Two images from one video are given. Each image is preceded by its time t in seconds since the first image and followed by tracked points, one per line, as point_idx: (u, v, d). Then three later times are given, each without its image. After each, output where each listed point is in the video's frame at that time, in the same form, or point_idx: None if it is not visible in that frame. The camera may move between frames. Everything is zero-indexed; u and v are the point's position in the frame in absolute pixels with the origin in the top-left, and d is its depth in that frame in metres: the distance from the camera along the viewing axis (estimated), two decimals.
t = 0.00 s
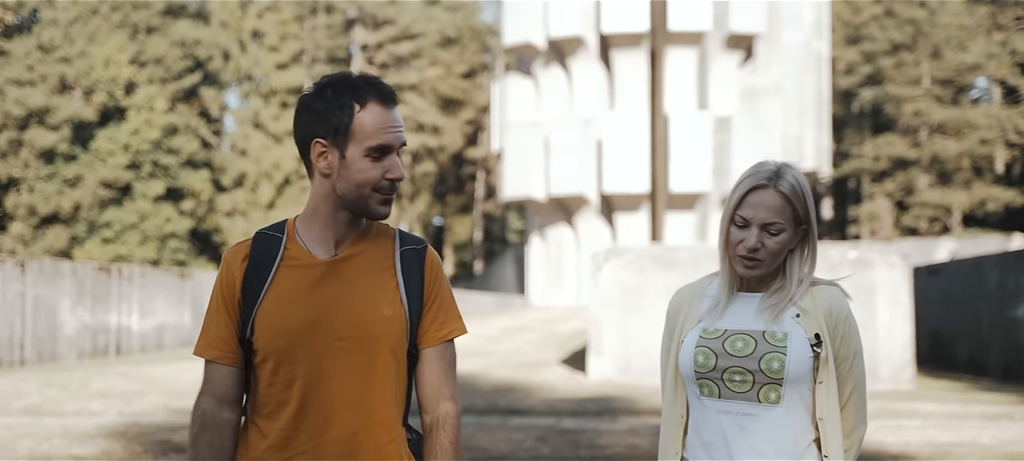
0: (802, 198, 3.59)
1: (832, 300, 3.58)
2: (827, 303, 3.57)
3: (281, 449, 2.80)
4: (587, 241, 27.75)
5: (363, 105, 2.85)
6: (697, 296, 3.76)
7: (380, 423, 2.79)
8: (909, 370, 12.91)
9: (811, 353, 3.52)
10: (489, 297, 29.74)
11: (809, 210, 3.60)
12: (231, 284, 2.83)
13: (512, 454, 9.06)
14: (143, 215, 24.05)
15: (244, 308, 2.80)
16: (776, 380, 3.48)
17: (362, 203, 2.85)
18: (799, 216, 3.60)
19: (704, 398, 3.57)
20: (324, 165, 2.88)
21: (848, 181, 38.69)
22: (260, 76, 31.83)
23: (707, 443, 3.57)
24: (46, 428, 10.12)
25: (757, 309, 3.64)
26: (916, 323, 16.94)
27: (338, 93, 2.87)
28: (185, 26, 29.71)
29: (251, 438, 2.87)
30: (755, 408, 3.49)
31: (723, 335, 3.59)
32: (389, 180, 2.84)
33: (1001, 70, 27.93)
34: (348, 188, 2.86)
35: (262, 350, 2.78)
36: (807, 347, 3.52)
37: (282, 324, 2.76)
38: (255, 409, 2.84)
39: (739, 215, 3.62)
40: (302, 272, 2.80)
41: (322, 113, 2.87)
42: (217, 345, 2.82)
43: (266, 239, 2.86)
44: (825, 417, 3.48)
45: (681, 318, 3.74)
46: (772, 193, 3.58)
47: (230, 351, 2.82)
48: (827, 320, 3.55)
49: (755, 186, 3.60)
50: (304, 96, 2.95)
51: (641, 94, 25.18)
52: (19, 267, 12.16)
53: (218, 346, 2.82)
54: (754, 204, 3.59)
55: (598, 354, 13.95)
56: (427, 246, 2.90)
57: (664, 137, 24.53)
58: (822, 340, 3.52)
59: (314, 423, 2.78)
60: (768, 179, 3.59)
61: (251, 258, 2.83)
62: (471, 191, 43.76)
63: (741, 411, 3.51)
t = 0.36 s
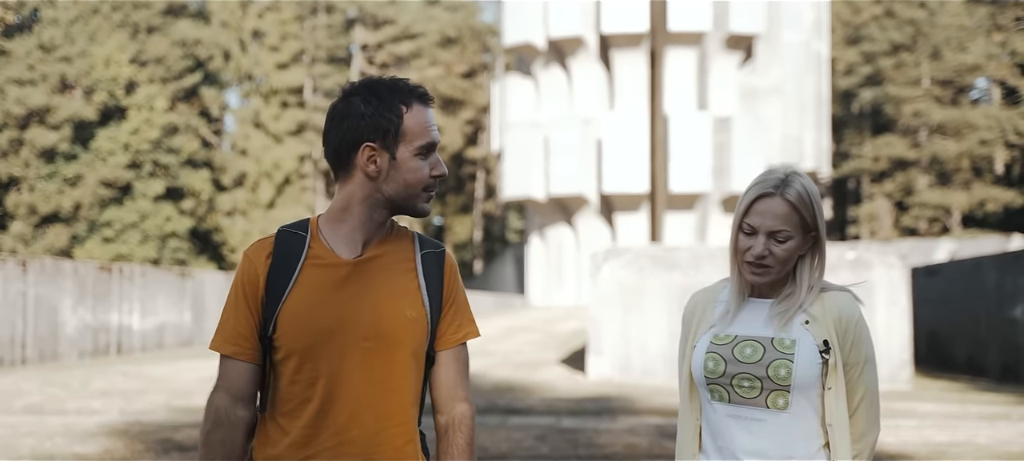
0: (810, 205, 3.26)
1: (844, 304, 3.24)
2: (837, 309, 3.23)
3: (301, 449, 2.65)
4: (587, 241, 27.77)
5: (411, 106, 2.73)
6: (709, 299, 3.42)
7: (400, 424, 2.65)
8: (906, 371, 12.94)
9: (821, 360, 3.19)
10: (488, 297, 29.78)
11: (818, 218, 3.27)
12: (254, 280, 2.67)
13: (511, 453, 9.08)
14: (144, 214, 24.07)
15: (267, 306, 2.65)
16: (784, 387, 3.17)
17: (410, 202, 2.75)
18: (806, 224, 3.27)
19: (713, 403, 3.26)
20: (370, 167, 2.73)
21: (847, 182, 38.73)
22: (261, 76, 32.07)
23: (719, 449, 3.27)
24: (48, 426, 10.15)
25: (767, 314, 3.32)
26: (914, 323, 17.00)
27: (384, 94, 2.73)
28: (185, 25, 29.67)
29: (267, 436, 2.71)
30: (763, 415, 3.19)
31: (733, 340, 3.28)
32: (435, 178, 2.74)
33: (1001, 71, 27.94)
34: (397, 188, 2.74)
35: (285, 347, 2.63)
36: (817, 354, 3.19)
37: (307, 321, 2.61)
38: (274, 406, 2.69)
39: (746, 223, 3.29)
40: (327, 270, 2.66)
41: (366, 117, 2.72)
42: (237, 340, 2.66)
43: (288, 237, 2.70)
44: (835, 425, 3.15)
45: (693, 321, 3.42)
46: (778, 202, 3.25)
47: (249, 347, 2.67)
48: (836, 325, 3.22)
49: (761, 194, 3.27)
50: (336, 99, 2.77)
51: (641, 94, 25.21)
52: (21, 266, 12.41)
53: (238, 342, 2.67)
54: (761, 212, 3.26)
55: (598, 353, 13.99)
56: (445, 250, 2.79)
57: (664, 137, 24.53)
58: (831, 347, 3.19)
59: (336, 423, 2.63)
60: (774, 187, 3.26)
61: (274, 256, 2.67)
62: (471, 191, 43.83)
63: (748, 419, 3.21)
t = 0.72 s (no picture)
0: (814, 205, 3.32)
1: (847, 306, 3.34)
2: (843, 310, 3.33)
3: (309, 447, 2.73)
4: (586, 240, 27.83)
5: (402, 107, 2.83)
6: (712, 296, 3.44)
7: (402, 420, 2.75)
8: (904, 369, 12.98)
9: (830, 360, 3.28)
10: (488, 296, 29.76)
11: (822, 218, 3.32)
12: (255, 284, 2.73)
13: (511, 451, 9.14)
14: (144, 213, 24.06)
15: (270, 308, 2.71)
16: (799, 387, 3.22)
17: (405, 202, 2.83)
18: (809, 223, 3.32)
19: (724, 402, 3.28)
20: (365, 168, 2.82)
21: (847, 182, 38.73)
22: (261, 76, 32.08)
23: (727, 446, 3.28)
24: (52, 424, 10.22)
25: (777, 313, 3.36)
26: (913, 323, 17.02)
27: (377, 97, 2.82)
28: (185, 25, 29.75)
29: (274, 437, 2.78)
30: (777, 414, 3.23)
31: (746, 341, 3.29)
32: (429, 177, 2.85)
33: (1000, 71, 28.01)
34: (393, 189, 2.83)
35: (288, 349, 2.71)
36: (828, 354, 3.27)
37: (309, 324, 2.69)
38: (280, 408, 2.76)
39: (750, 222, 3.35)
40: (326, 272, 2.73)
41: (360, 119, 2.81)
42: (241, 344, 2.72)
43: (288, 240, 2.77)
44: (843, 423, 3.26)
45: (696, 321, 3.42)
46: (782, 201, 3.31)
47: (253, 350, 2.73)
48: (843, 327, 3.32)
49: (763, 193, 3.33)
50: (329, 102, 2.86)
51: (640, 94, 25.28)
52: (23, 266, 12.35)
53: (241, 345, 2.73)
54: (764, 211, 3.33)
55: (598, 352, 14.02)
56: (442, 247, 2.90)
57: (664, 137, 24.57)
58: (841, 348, 3.28)
59: (343, 422, 2.72)
60: (775, 188, 3.31)
61: (274, 258, 2.74)
62: (471, 190, 43.85)
63: (760, 418, 3.23)
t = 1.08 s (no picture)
0: (795, 196, 3.25)
1: (833, 297, 3.29)
2: (829, 302, 3.27)
3: (300, 440, 2.66)
4: (585, 232, 27.90)
5: (379, 96, 2.76)
6: (700, 292, 3.32)
7: (392, 405, 2.70)
8: (901, 361, 13.05)
9: (820, 351, 3.21)
10: (487, 288, 29.79)
11: (804, 209, 3.25)
12: (239, 277, 2.68)
13: (510, 442, 9.18)
14: (143, 205, 24.05)
15: (255, 301, 2.66)
16: (794, 379, 3.15)
17: (388, 190, 2.78)
18: (792, 213, 3.25)
19: (720, 397, 3.18)
20: (345, 158, 2.76)
21: (845, 174, 38.79)
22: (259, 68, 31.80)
23: (723, 442, 3.18)
24: (52, 415, 10.26)
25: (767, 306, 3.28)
26: (910, 315, 17.08)
27: (354, 87, 2.75)
28: (184, 17, 29.87)
29: (263, 431, 2.70)
30: (771, 406, 3.14)
31: (740, 335, 3.22)
32: (409, 165, 2.79)
33: (1000, 63, 28.09)
34: (374, 178, 2.77)
35: (275, 341, 2.66)
36: (817, 345, 3.20)
37: (296, 315, 2.64)
38: (268, 402, 2.70)
39: (732, 215, 3.28)
40: (310, 262, 2.68)
41: (339, 110, 2.74)
42: (225, 339, 2.67)
43: (269, 232, 2.71)
44: (836, 412, 3.17)
45: (686, 317, 3.31)
46: (763, 193, 3.24)
47: (237, 344, 2.68)
48: (829, 319, 3.26)
49: (745, 186, 3.25)
50: (305, 94, 2.79)
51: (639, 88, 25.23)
52: (23, 258, 12.57)
53: (225, 340, 2.67)
54: (746, 204, 3.26)
55: (595, 344, 14.04)
56: (423, 235, 2.86)
57: (663, 129, 24.57)
58: (831, 338, 3.22)
59: (333, 413, 2.65)
60: (756, 180, 3.24)
61: (257, 250, 2.69)
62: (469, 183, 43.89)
63: (758, 412, 3.14)
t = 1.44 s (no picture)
0: (761, 187, 3.40)
1: (809, 292, 3.40)
2: (806, 296, 3.39)
3: (284, 436, 2.75)
4: (585, 227, 27.96)
5: (356, 89, 2.86)
6: (677, 292, 3.47)
7: (376, 400, 2.82)
8: (900, 355, 13.08)
9: (797, 346, 3.32)
10: (487, 283, 29.79)
11: (770, 199, 3.40)
12: (219, 275, 2.74)
13: (510, 436, 9.23)
14: (142, 199, 24.05)
15: (236, 298, 2.73)
16: (768, 375, 3.26)
17: (364, 183, 2.86)
18: (758, 203, 3.40)
19: (696, 395, 3.31)
20: (323, 151, 2.84)
21: (845, 168, 38.80)
22: (259, 62, 31.69)
23: (700, 438, 3.30)
24: (55, 409, 10.31)
25: (741, 302, 3.40)
26: (909, 309, 17.13)
27: (331, 81, 2.85)
28: (184, 11, 29.92)
29: (244, 428, 2.79)
30: (748, 403, 3.26)
31: (713, 333, 3.33)
32: (385, 158, 2.87)
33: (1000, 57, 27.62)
34: (351, 172, 2.85)
35: (258, 338, 2.73)
36: (793, 341, 3.32)
37: (279, 312, 2.72)
38: (249, 399, 2.78)
39: (700, 208, 3.44)
40: (290, 259, 2.76)
41: (316, 103, 2.83)
42: (205, 338, 2.73)
43: (247, 229, 2.78)
44: (812, 408, 3.29)
45: (663, 313, 3.45)
46: (727, 185, 3.41)
47: (217, 343, 2.74)
48: (806, 314, 3.37)
49: (710, 178, 3.42)
50: (281, 88, 2.87)
51: (639, 82, 25.20)
52: (24, 252, 12.44)
53: (205, 339, 2.73)
54: (711, 196, 3.42)
55: (595, 339, 14.15)
56: (398, 228, 2.95)
57: (662, 124, 24.60)
58: (806, 334, 3.33)
59: (317, 409, 2.75)
60: (720, 172, 3.41)
61: (237, 247, 2.75)
62: (469, 177, 43.90)
63: (733, 409, 3.26)
